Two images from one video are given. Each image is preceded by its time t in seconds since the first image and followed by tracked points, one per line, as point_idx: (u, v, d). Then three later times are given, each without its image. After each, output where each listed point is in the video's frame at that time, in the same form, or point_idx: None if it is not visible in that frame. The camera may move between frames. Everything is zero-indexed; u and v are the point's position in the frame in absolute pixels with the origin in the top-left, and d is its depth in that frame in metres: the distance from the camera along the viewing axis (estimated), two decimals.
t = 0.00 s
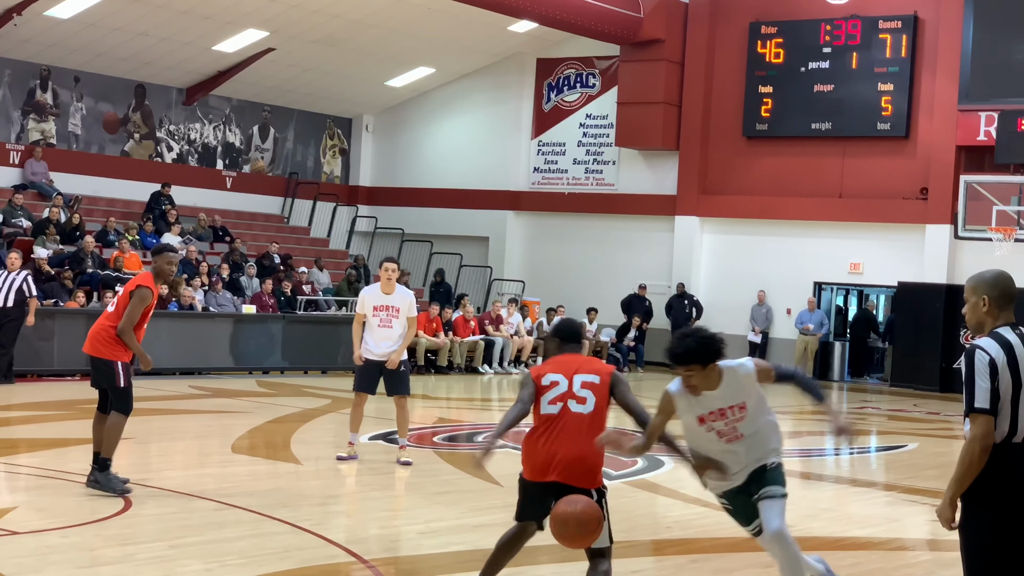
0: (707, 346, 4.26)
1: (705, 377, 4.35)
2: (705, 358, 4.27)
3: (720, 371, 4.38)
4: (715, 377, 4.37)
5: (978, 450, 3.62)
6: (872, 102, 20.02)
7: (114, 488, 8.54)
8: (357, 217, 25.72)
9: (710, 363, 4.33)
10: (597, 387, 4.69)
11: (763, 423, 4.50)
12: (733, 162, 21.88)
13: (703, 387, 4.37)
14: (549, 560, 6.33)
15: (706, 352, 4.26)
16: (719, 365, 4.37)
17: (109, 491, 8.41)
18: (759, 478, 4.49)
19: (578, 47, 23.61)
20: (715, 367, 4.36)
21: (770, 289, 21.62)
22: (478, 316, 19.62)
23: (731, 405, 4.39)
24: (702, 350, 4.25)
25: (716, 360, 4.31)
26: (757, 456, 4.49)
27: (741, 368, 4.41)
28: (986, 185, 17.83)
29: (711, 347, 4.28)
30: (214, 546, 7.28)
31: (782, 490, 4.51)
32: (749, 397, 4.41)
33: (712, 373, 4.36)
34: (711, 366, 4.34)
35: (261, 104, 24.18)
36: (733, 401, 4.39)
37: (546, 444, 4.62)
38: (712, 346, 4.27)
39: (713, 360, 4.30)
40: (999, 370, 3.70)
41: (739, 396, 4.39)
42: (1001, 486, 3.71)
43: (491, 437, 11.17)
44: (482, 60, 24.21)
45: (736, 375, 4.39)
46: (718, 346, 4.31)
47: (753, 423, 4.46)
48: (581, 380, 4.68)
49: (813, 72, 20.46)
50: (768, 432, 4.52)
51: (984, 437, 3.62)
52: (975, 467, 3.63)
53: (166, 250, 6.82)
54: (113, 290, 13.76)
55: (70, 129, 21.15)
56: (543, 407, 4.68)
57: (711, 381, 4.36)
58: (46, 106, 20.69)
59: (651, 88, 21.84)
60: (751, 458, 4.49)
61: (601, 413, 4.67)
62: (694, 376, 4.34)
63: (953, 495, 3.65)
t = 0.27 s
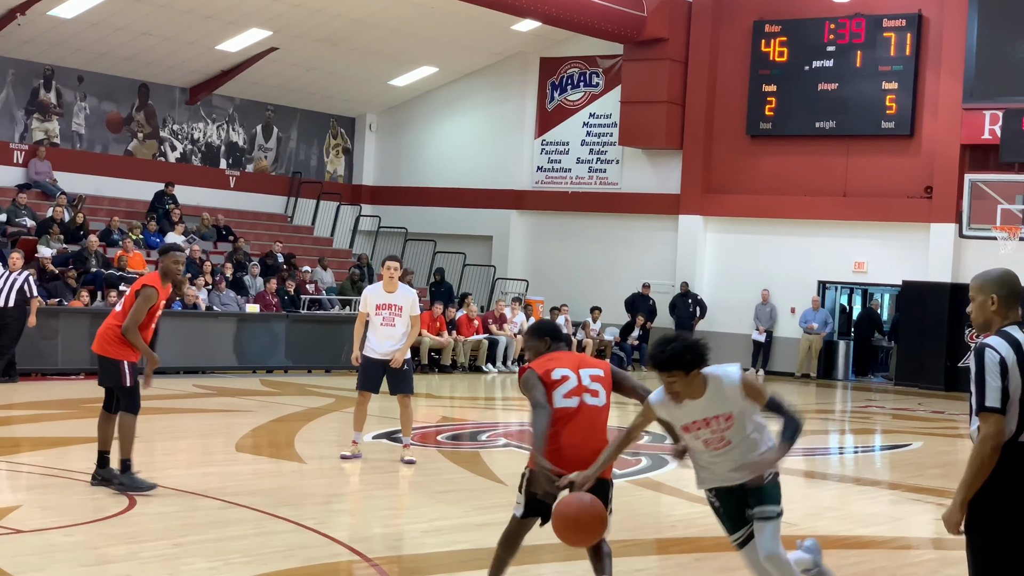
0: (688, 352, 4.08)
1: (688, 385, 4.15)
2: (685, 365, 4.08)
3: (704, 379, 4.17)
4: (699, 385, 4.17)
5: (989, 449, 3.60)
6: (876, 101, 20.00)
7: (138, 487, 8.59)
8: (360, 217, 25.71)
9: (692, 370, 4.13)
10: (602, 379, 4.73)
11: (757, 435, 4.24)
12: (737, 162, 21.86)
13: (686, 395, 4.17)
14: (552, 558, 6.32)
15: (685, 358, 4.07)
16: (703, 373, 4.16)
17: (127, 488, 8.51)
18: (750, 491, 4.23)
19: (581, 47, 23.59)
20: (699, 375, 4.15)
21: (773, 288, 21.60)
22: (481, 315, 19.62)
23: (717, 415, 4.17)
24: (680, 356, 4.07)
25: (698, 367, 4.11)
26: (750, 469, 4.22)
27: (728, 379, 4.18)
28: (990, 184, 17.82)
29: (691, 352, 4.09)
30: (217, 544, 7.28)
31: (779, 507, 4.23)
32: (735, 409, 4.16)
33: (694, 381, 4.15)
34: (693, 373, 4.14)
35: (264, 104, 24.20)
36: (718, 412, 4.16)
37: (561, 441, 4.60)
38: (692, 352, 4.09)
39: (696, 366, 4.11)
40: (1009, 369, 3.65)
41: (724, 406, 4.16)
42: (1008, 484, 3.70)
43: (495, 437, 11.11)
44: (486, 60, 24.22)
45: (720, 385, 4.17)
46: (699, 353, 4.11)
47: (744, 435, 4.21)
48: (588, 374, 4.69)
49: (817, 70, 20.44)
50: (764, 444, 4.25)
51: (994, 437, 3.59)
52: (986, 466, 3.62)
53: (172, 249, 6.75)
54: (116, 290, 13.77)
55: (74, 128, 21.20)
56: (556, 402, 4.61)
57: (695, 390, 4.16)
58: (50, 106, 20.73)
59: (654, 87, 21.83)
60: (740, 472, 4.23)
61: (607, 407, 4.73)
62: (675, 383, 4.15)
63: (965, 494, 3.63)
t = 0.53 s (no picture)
0: (664, 357, 4.01)
1: (664, 393, 4.07)
2: (659, 371, 4.00)
3: (681, 388, 4.06)
4: (677, 394, 4.07)
5: (1003, 451, 3.56)
6: (884, 100, 19.98)
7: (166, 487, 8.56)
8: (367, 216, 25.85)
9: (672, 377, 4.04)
10: (604, 379, 4.77)
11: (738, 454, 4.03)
12: (745, 161, 21.83)
13: (663, 402, 4.10)
14: (560, 557, 6.34)
15: (655, 365, 4.00)
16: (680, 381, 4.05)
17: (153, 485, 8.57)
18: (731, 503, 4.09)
19: (589, 46, 23.56)
20: (677, 384, 4.06)
21: (781, 288, 21.58)
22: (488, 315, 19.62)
23: (692, 427, 4.07)
24: (650, 362, 4.00)
25: (672, 376, 4.02)
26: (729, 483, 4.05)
27: (705, 396, 4.02)
28: (998, 183, 17.77)
29: (665, 357, 4.01)
30: (225, 542, 7.30)
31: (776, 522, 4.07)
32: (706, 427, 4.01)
33: (671, 389, 4.06)
34: (671, 381, 4.04)
35: (272, 103, 24.22)
36: (690, 423, 4.06)
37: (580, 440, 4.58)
38: (668, 359, 4.01)
39: (671, 375, 4.02)
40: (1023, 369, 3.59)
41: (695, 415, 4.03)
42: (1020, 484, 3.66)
43: (502, 436, 11.10)
44: (493, 59, 24.21)
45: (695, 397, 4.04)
46: (676, 360, 4.02)
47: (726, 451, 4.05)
48: (593, 374, 4.73)
49: (825, 69, 20.42)
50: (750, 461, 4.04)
51: (1009, 437, 3.54)
52: (1001, 467, 3.57)
53: (184, 251, 6.59)
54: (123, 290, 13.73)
55: (82, 127, 21.25)
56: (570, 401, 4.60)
57: (670, 399, 4.08)
58: (59, 105, 20.78)
59: (661, 86, 21.80)
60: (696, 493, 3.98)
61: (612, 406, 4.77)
62: (652, 390, 4.07)
63: (980, 497, 3.58)
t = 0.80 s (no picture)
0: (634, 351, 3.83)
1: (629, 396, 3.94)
2: (628, 363, 3.83)
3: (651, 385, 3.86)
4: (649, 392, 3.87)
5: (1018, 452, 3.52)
6: (893, 99, 19.94)
7: (181, 483, 8.63)
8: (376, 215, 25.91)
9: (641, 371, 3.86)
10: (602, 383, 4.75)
11: (719, 463, 3.91)
12: (755, 160, 21.81)
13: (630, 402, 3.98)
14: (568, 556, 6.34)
15: (620, 360, 3.83)
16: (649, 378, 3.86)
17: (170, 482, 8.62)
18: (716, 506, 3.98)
19: (598, 45, 23.54)
20: (649, 381, 3.86)
21: (790, 288, 21.57)
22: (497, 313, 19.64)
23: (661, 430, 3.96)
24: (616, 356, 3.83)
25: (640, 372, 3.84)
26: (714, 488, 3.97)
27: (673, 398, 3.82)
28: (1009, 183, 17.72)
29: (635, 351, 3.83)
30: (234, 540, 7.31)
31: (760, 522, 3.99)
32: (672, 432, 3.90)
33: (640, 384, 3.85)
34: (641, 376, 3.85)
35: (282, 101, 24.29)
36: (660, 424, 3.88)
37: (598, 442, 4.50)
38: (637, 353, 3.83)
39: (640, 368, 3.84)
40: None
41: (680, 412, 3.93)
42: None
43: (511, 436, 11.09)
44: (502, 58, 24.21)
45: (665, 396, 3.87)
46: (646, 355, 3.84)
47: (710, 458, 3.90)
48: (592, 379, 4.69)
49: (835, 69, 20.36)
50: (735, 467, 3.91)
51: None
52: (1016, 469, 3.53)
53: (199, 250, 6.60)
54: (132, 288, 13.72)
55: (92, 125, 21.34)
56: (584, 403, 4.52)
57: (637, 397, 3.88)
58: (69, 103, 20.90)
59: (671, 85, 21.78)
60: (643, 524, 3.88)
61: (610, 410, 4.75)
62: (621, 384, 3.89)
63: (996, 499, 3.54)
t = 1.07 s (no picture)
0: (601, 351, 3.79)
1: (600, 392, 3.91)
2: (593, 363, 3.79)
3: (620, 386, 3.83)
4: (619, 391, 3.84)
5: None
6: (905, 99, 19.86)
7: (197, 483, 8.66)
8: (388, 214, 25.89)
9: (609, 368, 3.83)
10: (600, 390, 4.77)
11: (694, 460, 3.96)
12: (767, 161, 21.74)
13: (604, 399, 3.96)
14: (582, 556, 6.35)
15: (585, 362, 3.80)
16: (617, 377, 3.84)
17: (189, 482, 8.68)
18: (696, 498, 4.12)
19: (610, 45, 23.50)
20: (615, 380, 3.84)
21: (802, 288, 21.56)
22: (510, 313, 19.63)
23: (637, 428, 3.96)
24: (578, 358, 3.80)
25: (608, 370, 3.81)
26: (696, 481, 4.06)
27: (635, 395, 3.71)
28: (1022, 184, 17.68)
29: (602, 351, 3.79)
30: (248, 538, 7.34)
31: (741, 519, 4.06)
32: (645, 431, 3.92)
33: (607, 385, 3.83)
34: (608, 374, 3.83)
35: (295, 101, 24.48)
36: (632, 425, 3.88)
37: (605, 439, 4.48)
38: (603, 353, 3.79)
39: (606, 367, 3.80)
40: None
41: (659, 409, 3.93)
42: None
43: (523, 435, 11.14)
44: (510, 57, 24.19)
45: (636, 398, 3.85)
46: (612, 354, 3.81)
47: (689, 458, 3.93)
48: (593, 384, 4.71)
49: (846, 69, 20.28)
50: (714, 465, 3.95)
51: None
52: None
53: (222, 255, 6.62)
54: (145, 287, 13.72)
55: (106, 125, 21.46)
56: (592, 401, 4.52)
57: (607, 397, 3.85)
58: (83, 102, 21.01)
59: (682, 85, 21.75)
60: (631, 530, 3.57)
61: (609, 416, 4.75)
62: (587, 382, 3.86)
63: (1018, 503, 3.52)
